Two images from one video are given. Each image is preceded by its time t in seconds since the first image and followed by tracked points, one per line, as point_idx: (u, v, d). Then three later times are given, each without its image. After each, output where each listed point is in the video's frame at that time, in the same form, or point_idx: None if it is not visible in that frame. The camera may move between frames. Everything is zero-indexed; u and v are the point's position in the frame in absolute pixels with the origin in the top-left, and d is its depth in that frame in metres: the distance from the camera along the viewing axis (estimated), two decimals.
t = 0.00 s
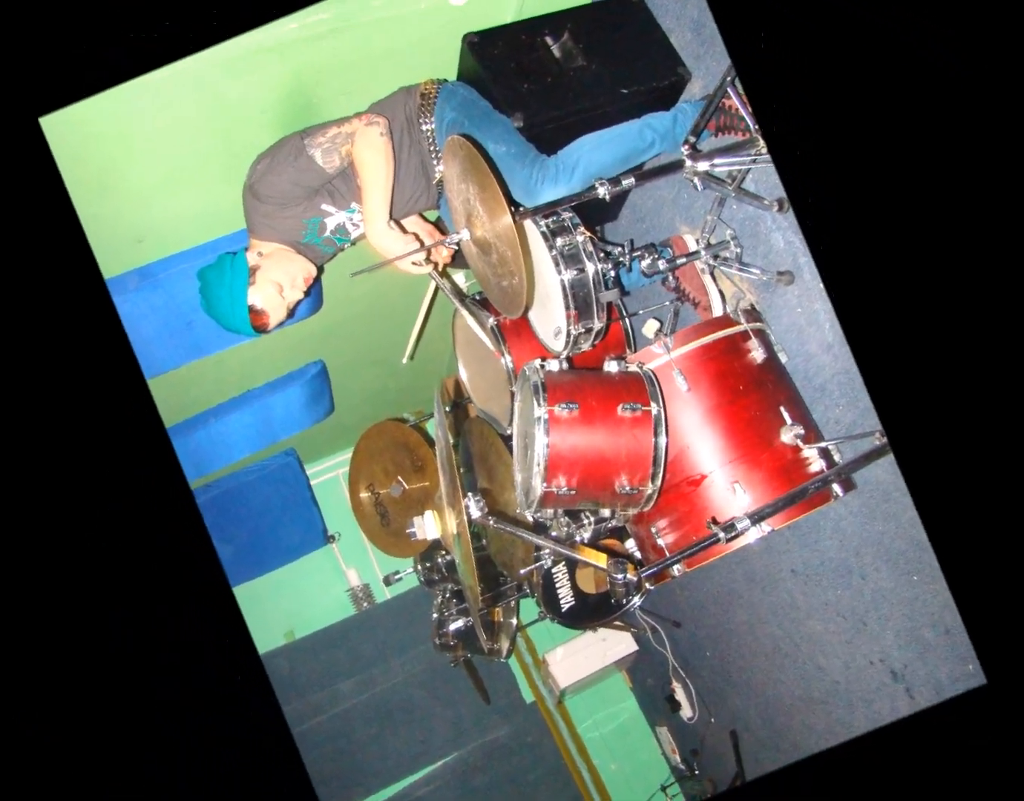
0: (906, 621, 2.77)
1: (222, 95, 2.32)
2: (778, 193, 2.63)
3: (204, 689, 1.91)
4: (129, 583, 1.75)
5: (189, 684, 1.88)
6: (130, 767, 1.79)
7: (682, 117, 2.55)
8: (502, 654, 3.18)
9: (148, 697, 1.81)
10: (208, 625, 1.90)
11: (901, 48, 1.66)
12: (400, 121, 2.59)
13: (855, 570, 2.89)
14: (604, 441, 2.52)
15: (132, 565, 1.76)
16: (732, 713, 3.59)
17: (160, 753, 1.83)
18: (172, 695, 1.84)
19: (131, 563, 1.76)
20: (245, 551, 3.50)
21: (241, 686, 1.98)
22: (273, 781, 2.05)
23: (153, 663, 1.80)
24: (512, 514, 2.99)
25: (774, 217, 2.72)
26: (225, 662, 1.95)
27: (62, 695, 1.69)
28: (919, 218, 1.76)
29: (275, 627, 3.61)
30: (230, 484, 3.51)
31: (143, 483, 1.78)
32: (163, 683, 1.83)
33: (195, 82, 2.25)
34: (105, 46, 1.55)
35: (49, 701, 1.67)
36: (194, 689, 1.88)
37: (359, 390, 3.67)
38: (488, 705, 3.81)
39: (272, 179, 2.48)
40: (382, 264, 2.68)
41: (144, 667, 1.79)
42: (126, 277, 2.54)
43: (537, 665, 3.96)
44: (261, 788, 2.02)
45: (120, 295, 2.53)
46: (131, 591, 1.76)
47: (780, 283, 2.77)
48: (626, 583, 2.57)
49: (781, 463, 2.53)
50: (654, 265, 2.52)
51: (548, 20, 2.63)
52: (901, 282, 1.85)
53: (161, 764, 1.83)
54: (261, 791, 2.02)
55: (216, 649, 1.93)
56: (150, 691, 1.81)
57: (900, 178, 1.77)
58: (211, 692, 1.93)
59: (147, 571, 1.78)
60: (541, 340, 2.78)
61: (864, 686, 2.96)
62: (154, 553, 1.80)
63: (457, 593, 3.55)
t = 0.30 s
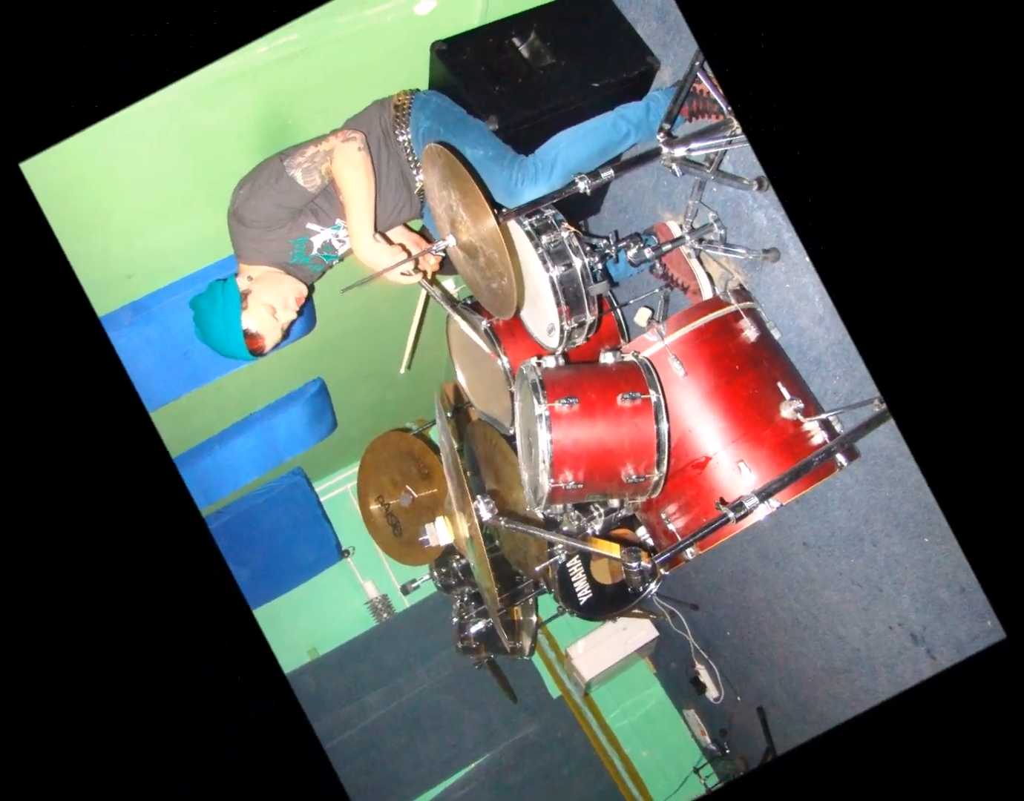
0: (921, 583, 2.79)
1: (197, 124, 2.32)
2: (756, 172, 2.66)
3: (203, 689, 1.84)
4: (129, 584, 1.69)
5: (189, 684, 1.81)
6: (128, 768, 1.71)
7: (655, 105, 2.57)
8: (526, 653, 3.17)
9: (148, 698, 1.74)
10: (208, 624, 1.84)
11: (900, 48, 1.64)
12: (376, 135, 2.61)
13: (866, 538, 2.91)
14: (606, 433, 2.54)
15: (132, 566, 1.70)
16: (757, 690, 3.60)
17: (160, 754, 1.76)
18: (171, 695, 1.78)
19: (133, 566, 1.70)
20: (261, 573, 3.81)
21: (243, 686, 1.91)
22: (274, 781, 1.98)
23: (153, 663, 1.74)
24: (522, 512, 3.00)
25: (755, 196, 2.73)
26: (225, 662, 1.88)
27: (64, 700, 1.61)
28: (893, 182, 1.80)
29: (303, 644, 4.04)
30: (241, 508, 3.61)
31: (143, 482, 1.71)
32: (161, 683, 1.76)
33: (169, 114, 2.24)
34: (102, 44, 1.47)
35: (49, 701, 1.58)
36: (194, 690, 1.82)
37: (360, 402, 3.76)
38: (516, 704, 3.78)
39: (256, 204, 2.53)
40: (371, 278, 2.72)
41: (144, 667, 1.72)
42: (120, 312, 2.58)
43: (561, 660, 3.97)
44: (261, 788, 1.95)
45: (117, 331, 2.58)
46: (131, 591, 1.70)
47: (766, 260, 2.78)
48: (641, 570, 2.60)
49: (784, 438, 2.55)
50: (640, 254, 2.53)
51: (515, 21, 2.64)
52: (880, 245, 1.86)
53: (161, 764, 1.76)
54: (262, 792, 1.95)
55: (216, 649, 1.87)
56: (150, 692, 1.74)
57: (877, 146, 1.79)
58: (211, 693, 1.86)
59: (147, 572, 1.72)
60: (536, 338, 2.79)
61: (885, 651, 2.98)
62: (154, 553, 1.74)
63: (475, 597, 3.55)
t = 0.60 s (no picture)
0: (933, 544, 2.83)
1: (176, 155, 2.34)
2: (733, 153, 2.68)
3: (203, 690, 2.05)
4: (129, 585, 1.91)
5: (196, 681, 2.04)
6: (130, 767, 1.96)
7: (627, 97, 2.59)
8: (548, 649, 3.20)
9: (148, 698, 1.97)
10: (208, 624, 2.04)
11: (900, 48, 1.64)
12: (354, 149, 2.62)
13: (874, 504, 2.93)
14: (608, 424, 2.55)
15: (132, 565, 1.90)
16: (780, 664, 3.65)
17: (159, 753, 1.99)
18: (171, 695, 2.00)
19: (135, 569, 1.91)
20: (279, 595, 3.85)
21: (239, 687, 2.11)
22: (273, 781, 2.17)
23: (153, 663, 1.96)
24: (533, 510, 3.02)
25: (733, 176, 2.76)
26: (225, 663, 2.08)
27: (68, 700, 1.86)
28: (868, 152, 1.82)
29: (327, 660, 4.01)
30: (254, 531, 3.65)
31: (143, 482, 1.91)
32: (162, 683, 1.98)
33: (147, 148, 2.26)
34: (99, 46, 1.51)
35: (48, 702, 1.82)
36: (194, 689, 2.03)
37: (359, 416, 3.77)
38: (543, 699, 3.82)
39: (241, 229, 2.57)
40: (362, 292, 2.73)
41: (144, 667, 1.95)
42: (117, 348, 2.63)
43: (584, 652, 3.98)
44: (261, 788, 2.14)
45: (115, 367, 2.63)
46: (131, 592, 1.92)
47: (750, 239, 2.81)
48: (654, 557, 2.63)
49: (784, 413, 2.58)
50: (626, 244, 2.56)
51: (481, 26, 2.65)
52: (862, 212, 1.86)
53: (160, 764, 1.99)
54: (262, 791, 2.14)
55: (214, 647, 2.07)
56: (150, 692, 1.97)
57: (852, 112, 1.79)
58: (211, 692, 2.06)
59: (147, 572, 1.93)
60: (530, 336, 2.80)
61: (903, 615, 3.02)
62: (155, 552, 1.94)
63: (493, 597, 3.58)
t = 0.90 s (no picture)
0: (941, 505, 2.85)
1: (159, 188, 2.37)
2: (709, 136, 2.70)
3: (203, 689, 1.96)
4: (128, 586, 1.83)
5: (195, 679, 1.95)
6: (130, 767, 1.85)
7: (598, 90, 2.63)
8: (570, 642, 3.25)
9: (149, 697, 1.88)
10: (208, 624, 1.96)
11: (900, 49, 1.58)
12: (333, 166, 2.63)
13: (880, 471, 2.95)
14: (610, 416, 2.57)
15: (133, 565, 1.83)
16: (801, 637, 3.64)
17: (160, 753, 1.89)
18: (172, 695, 1.91)
19: (137, 567, 1.84)
20: (299, 612, 3.83)
21: (240, 686, 2.02)
22: (274, 781, 2.08)
23: (154, 663, 1.88)
24: (543, 507, 3.05)
25: (711, 160, 2.78)
26: (225, 662, 2.00)
27: (68, 698, 1.76)
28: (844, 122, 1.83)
29: (352, 673, 4.02)
30: (269, 552, 3.68)
31: (141, 481, 1.85)
32: (163, 682, 1.90)
33: (131, 184, 2.29)
34: (100, 46, 1.62)
35: (48, 700, 1.72)
36: (194, 689, 1.94)
37: (362, 429, 3.83)
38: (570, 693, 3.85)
39: (229, 255, 2.58)
40: (353, 307, 2.74)
41: (144, 666, 1.87)
42: (117, 384, 2.66)
43: (607, 643, 3.94)
44: (262, 788, 2.06)
45: (116, 402, 2.65)
46: (130, 592, 1.83)
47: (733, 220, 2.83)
48: (667, 542, 2.62)
49: (782, 389, 2.61)
50: (611, 235, 2.58)
51: (448, 33, 2.67)
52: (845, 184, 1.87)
53: (161, 764, 1.89)
54: (262, 791, 2.06)
55: (215, 647, 1.98)
56: (151, 691, 1.88)
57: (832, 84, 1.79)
58: (211, 693, 1.98)
59: (148, 571, 1.86)
60: (525, 336, 2.81)
61: (918, 578, 3.05)
62: (155, 553, 1.87)
63: (511, 596, 3.60)
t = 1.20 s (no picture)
0: (946, 466, 2.85)
1: (145, 222, 2.38)
2: (683, 122, 2.72)
3: (204, 689, 2.20)
4: (130, 585, 2.03)
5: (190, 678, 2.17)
6: (131, 768, 2.01)
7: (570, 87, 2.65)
8: (592, 635, 3.28)
9: (150, 698, 2.08)
10: (208, 624, 2.22)
11: (898, 49, 1.50)
12: (315, 185, 2.65)
13: (882, 437, 2.97)
14: (610, 406, 2.58)
15: (137, 563, 2.05)
16: (819, 609, 3.68)
17: (160, 752, 2.06)
18: (172, 695, 2.12)
19: (140, 567, 2.05)
20: (322, 629, 3.81)
21: (240, 686, 2.27)
22: (274, 781, 2.30)
23: (154, 663, 2.08)
24: (552, 504, 3.08)
25: (688, 145, 2.79)
26: (226, 662, 2.26)
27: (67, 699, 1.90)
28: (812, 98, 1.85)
29: (379, 683, 3.98)
30: (286, 572, 3.67)
31: (138, 486, 2.08)
32: (163, 682, 2.11)
33: (116, 220, 2.30)
34: (100, 47, 1.72)
35: (46, 700, 1.85)
36: (194, 689, 2.17)
37: (370, 441, 3.91)
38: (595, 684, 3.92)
39: (220, 282, 2.60)
40: (347, 322, 2.76)
41: (146, 665, 2.07)
42: (121, 419, 2.69)
43: (627, 632, 3.99)
44: (262, 788, 2.27)
45: (122, 437, 2.70)
46: (131, 591, 2.04)
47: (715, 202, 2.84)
48: (678, 526, 2.57)
49: (778, 365, 2.63)
50: (595, 229, 2.59)
51: (417, 42, 2.68)
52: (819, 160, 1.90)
53: (161, 763, 2.06)
54: (262, 791, 2.27)
55: (215, 646, 2.23)
56: (151, 692, 2.08)
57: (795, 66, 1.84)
58: (212, 693, 2.21)
59: (151, 570, 2.08)
60: (520, 335, 2.83)
61: (930, 539, 3.06)
62: (157, 551, 2.10)
63: (528, 594, 3.63)
